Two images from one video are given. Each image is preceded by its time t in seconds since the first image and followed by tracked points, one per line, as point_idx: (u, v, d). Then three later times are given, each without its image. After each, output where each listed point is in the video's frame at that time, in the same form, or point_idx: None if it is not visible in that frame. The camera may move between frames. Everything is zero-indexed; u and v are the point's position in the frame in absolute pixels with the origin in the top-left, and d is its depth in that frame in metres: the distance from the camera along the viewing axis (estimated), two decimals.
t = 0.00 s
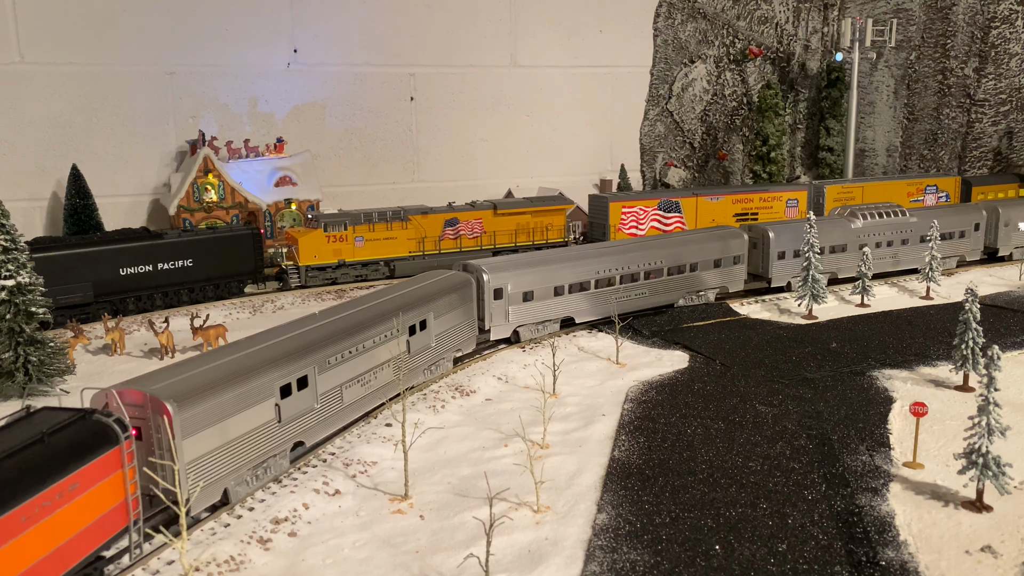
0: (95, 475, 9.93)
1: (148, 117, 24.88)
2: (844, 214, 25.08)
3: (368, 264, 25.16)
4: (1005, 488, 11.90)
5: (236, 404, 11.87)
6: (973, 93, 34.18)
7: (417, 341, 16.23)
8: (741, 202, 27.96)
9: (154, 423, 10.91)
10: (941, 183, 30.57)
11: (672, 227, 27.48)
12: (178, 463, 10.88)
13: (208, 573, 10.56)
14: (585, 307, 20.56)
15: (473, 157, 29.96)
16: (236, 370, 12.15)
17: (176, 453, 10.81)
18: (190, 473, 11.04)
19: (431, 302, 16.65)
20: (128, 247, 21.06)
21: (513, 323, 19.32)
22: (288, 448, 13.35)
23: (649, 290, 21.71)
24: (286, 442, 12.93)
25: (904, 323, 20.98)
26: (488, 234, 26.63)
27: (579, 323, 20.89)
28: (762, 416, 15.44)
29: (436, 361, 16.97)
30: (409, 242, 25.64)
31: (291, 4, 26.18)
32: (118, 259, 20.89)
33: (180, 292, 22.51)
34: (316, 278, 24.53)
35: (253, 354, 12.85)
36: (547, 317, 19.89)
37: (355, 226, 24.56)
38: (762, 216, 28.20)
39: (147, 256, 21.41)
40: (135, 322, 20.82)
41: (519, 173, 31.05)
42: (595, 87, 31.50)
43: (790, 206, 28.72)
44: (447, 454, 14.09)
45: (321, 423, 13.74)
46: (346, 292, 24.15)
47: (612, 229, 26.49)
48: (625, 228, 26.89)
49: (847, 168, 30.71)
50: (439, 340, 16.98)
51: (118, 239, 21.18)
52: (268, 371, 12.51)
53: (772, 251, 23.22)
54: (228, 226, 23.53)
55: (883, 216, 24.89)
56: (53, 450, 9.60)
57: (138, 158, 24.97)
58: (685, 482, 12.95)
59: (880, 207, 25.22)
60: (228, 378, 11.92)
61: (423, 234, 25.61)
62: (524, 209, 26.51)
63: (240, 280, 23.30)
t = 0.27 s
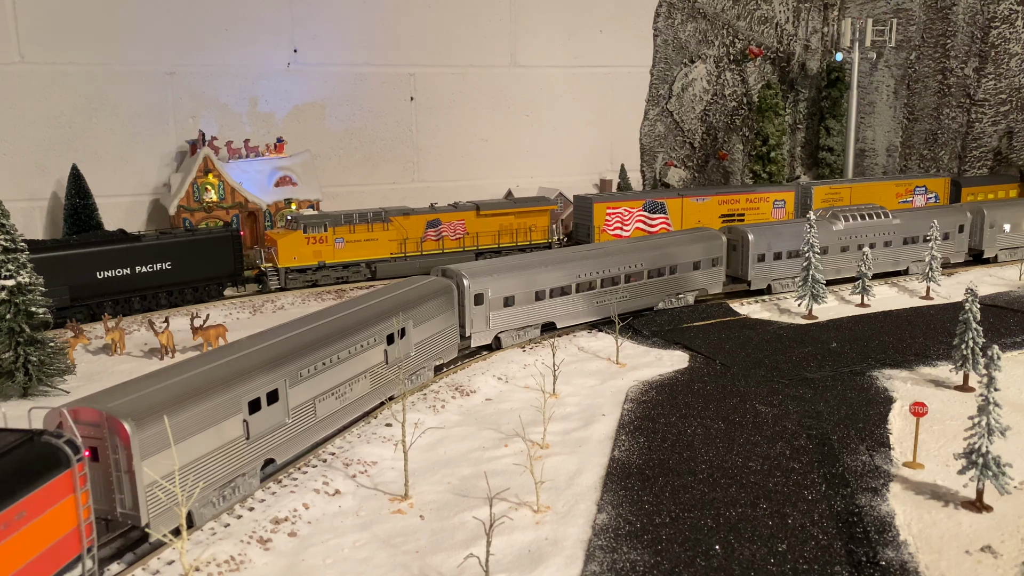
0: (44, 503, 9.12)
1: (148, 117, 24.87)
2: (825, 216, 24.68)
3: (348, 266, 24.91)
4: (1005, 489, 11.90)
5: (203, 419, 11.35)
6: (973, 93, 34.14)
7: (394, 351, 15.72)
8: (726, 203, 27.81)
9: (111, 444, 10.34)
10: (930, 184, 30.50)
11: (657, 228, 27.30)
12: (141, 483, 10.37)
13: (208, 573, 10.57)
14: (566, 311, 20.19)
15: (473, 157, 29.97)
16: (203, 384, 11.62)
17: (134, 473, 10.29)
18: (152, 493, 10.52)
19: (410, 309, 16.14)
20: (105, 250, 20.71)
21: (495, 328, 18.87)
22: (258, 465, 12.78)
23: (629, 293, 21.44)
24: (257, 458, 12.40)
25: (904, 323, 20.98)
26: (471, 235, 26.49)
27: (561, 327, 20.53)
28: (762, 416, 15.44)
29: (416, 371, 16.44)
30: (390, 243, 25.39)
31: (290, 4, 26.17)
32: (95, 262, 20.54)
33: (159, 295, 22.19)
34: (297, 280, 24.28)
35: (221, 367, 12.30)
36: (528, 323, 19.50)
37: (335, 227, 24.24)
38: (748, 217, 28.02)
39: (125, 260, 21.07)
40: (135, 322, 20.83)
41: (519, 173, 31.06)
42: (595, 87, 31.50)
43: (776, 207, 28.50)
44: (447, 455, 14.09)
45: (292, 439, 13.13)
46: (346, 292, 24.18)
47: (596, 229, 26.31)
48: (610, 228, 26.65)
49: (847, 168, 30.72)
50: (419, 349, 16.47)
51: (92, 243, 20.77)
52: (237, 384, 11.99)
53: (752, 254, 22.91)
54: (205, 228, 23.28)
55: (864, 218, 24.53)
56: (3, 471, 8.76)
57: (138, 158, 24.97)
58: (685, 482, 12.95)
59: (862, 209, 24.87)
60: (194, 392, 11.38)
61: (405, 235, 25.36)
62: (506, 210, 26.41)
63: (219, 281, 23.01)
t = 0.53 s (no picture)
0: None
1: (148, 117, 24.87)
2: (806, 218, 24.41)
3: (329, 268, 24.46)
4: (1005, 489, 11.90)
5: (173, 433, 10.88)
6: (973, 93, 34.11)
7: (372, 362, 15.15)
8: (713, 204, 27.67)
9: (63, 466, 9.67)
10: (919, 186, 30.36)
11: (642, 229, 27.29)
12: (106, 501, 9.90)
13: (209, 573, 10.57)
14: (547, 316, 19.77)
15: (473, 157, 29.97)
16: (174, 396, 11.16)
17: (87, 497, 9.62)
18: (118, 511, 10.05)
19: (389, 319, 15.58)
20: (82, 252, 20.31)
21: (475, 335, 18.40)
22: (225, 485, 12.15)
23: (610, 297, 21.11)
24: (230, 474, 11.94)
25: (904, 323, 20.98)
26: (455, 236, 25.98)
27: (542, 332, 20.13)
28: (762, 416, 15.43)
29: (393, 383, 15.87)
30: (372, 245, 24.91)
31: (290, 4, 26.17)
32: (72, 265, 20.14)
33: (136, 298, 21.83)
34: (277, 282, 23.78)
35: (192, 378, 11.81)
36: (509, 328, 19.08)
37: (315, 229, 23.75)
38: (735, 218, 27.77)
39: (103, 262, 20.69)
40: (135, 322, 20.83)
41: (519, 173, 31.06)
42: (595, 87, 31.50)
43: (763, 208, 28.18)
44: (447, 454, 14.09)
45: (282, 444, 12.96)
46: (345, 292, 24.18)
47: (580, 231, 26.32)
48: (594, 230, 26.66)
49: (847, 168, 30.73)
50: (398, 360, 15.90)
51: (68, 245, 20.39)
52: (210, 396, 11.53)
53: (732, 255, 22.62)
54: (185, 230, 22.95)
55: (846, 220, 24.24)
56: None
57: (138, 158, 24.96)
58: (685, 482, 12.94)
59: (844, 211, 24.60)
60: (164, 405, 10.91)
61: (386, 236, 24.86)
62: (490, 211, 25.95)
63: (198, 285, 22.62)
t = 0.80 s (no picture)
0: None
1: (148, 117, 24.87)
2: (789, 220, 24.46)
3: (309, 270, 24.27)
4: (1005, 489, 11.91)
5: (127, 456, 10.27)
6: (973, 93, 34.20)
7: (348, 374, 14.56)
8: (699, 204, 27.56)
9: (7, 492, 9.18)
10: (907, 187, 30.23)
11: (628, 230, 27.01)
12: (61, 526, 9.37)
13: (208, 573, 10.58)
14: (528, 322, 19.26)
15: (473, 157, 29.97)
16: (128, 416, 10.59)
17: (33, 526, 9.07)
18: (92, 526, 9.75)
19: (366, 328, 15.00)
20: (58, 255, 19.92)
21: (458, 342, 17.83)
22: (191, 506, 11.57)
23: (592, 302, 20.69)
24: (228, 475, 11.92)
25: (903, 323, 20.98)
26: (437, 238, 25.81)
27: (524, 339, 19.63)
28: (762, 416, 15.44)
29: (372, 395, 15.30)
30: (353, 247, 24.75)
31: (290, 4, 26.18)
32: (47, 268, 19.72)
33: (114, 303, 21.42)
34: (256, 285, 23.54)
35: (147, 397, 11.19)
36: (492, 335, 18.55)
37: (295, 230, 23.58)
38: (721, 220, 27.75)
39: (79, 266, 20.31)
40: (135, 322, 20.83)
41: (519, 173, 31.06)
42: (595, 87, 31.52)
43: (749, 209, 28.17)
44: (447, 455, 14.09)
45: (280, 445, 12.96)
46: (345, 292, 24.18)
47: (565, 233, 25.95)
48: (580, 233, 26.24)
49: (847, 168, 30.77)
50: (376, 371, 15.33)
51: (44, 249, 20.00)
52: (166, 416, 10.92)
53: (710, 258, 22.48)
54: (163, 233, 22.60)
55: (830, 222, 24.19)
56: None
57: (138, 158, 24.96)
58: (685, 483, 12.95)
59: (828, 213, 24.58)
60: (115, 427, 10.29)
61: (367, 238, 24.70)
62: (472, 212, 25.80)
63: (177, 288, 22.29)
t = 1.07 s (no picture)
0: None
1: (148, 117, 24.86)
2: (769, 221, 24.12)
3: (289, 273, 23.90)
4: (1005, 489, 11.91)
5: (78, 483, 9.66)
6: (973, 93, 34.24)
7: (326, 387, 13.88)
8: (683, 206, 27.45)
9: None
10: (896, 188, 30.29)
11: (612, 232, 26.67)
12: (13, 555, 8.92)
13: (209, 573, 10.58)
14: (510, 327, 18.77)
15: (473, 158, 29.97)
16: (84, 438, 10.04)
17: None
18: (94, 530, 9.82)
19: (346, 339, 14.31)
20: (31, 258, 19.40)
21: (438, 351, 17.27)
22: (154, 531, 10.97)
23: (574, 306, 20.29)
24: (237, 473, 12.04)
25: (903, 323, 20.99)
26: (419, 239, 25.47)
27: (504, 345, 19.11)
28: (762, 416, 15.44)
29: (352, 408, 14.65)
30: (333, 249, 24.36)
31: (290, 3, 26.17)
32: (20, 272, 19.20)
33: (89, 307, 21.01)
34: (235, 288, 23.16)
35: (101, 420, 10.55)
36: (473, 342, 18.00)
37: (273, 232, 23.23)
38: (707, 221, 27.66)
39: (53, 269, 19.84)
40: (135, 322, 20.83)
41: (519, 173, 31.07)
42: (595, 87, 31.52)
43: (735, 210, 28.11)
44: (447, 455, 14.10)
45: (283, 446, 12.95)
46: (346, 292, 24.16)
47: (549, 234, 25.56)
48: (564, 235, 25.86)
49: (847, 168, 30.79)
50: (356, 384, 14.66)
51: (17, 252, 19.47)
52: (119, 440, 10.28)
53: (688, 261, 22.19)
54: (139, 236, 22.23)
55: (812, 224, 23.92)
56: None
57: (138, 158, 24.96)
58: (685, 483, 12.95)
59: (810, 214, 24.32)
60: (63, 454, 9.69)
61: (348, 240, 24.33)
62: (454, 214, 25.52)
63: (153, 292, 21.98)
